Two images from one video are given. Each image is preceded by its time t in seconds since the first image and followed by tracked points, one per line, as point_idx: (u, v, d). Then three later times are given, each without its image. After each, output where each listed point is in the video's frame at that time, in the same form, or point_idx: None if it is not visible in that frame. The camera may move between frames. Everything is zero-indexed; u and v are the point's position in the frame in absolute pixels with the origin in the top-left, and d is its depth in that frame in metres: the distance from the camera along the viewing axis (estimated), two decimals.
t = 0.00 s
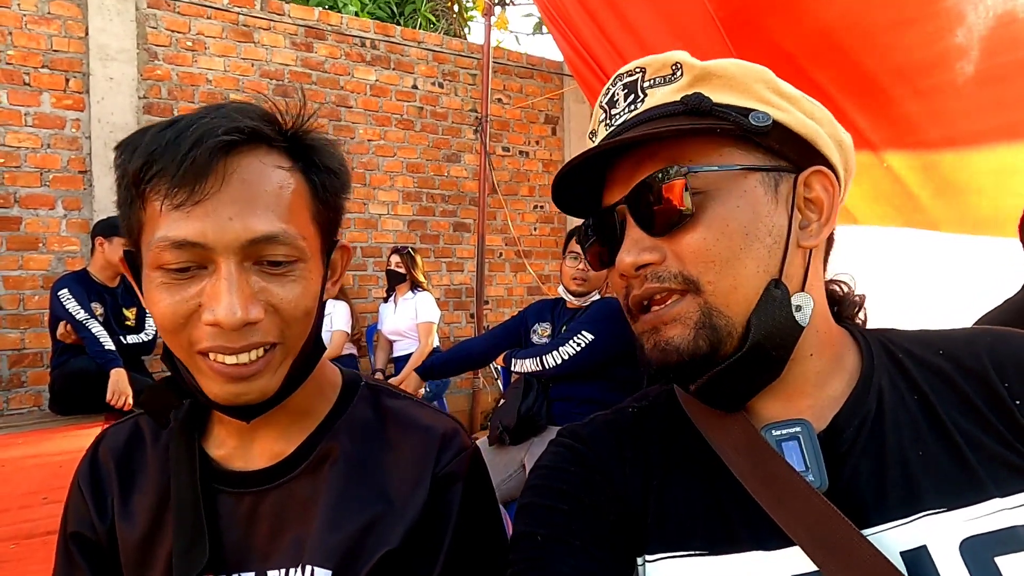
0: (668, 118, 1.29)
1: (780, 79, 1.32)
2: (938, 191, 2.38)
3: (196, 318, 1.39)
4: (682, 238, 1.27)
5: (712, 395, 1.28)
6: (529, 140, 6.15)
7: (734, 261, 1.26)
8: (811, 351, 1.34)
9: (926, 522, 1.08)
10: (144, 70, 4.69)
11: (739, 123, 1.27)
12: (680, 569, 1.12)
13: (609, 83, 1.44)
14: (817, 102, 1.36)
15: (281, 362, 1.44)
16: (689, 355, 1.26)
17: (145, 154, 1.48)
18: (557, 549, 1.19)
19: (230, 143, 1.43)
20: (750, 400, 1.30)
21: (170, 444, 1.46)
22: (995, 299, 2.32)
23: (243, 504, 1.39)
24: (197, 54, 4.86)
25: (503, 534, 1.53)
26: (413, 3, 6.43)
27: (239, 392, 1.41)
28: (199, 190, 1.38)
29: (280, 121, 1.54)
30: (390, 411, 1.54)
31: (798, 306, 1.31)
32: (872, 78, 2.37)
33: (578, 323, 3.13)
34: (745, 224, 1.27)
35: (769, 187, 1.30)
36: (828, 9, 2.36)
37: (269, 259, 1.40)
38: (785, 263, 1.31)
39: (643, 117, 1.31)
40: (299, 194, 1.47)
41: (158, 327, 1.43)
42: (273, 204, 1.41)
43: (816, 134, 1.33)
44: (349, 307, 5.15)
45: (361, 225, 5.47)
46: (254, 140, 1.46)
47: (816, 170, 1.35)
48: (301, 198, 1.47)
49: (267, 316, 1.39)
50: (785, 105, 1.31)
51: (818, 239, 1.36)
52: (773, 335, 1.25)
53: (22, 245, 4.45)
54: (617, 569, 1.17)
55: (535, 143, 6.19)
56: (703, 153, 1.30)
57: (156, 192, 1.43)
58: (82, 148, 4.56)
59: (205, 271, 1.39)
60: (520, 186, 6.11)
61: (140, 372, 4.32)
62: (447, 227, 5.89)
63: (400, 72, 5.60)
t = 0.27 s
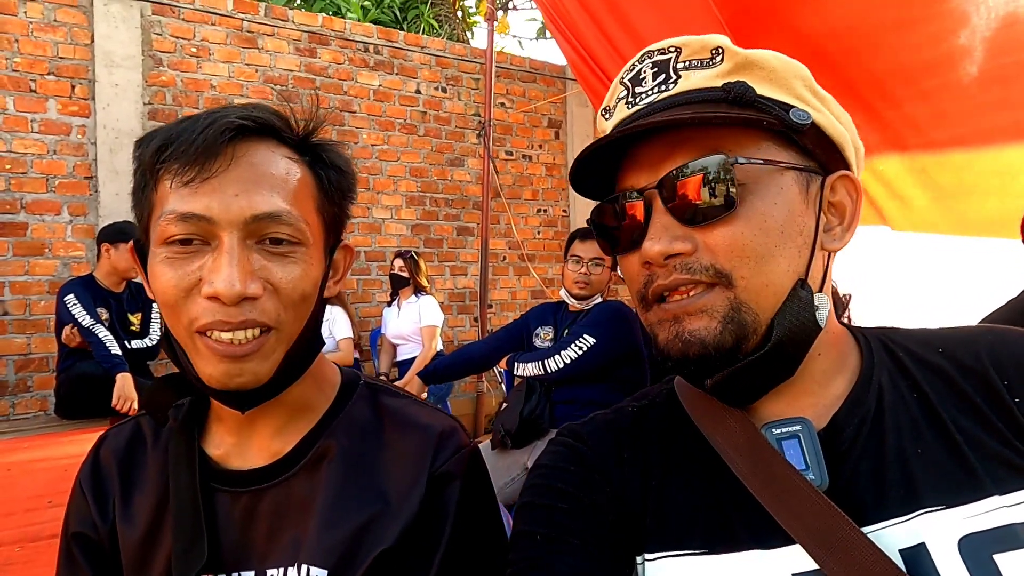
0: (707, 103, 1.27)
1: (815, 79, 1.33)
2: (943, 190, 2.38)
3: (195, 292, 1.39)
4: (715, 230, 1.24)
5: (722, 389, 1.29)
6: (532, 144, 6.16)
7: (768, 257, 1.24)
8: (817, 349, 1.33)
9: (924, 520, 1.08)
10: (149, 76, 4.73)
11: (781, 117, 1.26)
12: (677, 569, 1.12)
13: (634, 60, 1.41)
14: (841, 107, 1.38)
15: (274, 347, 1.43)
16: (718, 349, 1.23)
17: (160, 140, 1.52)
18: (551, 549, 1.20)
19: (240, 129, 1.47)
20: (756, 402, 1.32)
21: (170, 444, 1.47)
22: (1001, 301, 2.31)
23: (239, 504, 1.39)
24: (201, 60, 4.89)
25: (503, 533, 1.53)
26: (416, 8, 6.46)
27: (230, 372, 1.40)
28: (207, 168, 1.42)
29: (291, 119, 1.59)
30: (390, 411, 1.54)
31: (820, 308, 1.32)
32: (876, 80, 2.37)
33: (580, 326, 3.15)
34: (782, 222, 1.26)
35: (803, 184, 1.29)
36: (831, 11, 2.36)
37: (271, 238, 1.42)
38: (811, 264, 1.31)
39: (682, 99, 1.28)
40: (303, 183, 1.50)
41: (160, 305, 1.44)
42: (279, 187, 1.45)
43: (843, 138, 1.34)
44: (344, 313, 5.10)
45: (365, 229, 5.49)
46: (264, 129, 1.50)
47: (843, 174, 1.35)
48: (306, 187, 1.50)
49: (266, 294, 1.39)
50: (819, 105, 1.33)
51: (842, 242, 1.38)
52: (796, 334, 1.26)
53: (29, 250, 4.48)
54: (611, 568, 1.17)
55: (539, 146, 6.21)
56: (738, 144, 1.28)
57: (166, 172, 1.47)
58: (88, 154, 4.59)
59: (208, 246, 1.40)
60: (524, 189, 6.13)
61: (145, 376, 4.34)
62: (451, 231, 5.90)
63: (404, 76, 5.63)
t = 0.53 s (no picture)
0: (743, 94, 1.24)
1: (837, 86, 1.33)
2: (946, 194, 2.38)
3: (216, 288, 1.40)
4: (750, 219, 1.21)
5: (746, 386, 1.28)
6: (534, 151, 6.19)
7: (801, 252, 1.22)
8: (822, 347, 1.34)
9: (925, 520, 1.08)
10: (153, 84, 4.76)
11: (815, 116, 1.25)
12: (678, 569, 1.13)
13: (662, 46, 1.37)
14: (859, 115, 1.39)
15: (287, 342, 1.44)
16: (752, 340, 1.21)
17: (187, 140, 1.54)
18: (552, 549, 1.21)
19: (265, 132, 1.50)
20: (777, 397, 1.32)
21: (181, 441, 1.48)
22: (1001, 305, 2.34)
23: (249, 499, 1.40)
24: (205, 67, 4.92)
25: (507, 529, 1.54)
26: (419, 16, 6.50)
27: (245, 366, 1.41)
28: (233, 168, 1.44)
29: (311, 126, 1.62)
30: (395, 409, 1.55)
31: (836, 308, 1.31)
32: (876, 85, 2.38)
33: (580, 331, 3.17)
34: (813, 220, 1.24)
35: (830, 183, 1.28)
36: (833, 15, 2.39)
37: (290, 238, 1.44)
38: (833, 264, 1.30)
39: (717, 88, 1.25)
40: (322, 188, 1.52)
41: (180, 299, 1.46)
42: (301, 190, 1.47)
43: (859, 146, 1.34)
44: (350, 318, 5.17)
45: (367, 235, 5.51)
46: (286, 134, 1.53)
47: (860, 179, 1.35)
48: (324, 192, 1.52)
49: (283, 292, 1.40)
50: (841, 110, 1.32)
51: (857, 245, 1.37)
52: (821, 332, 1.25)
53: (33, 256, 4.50)
54: (610, 568, 1.18)
55: (540, 153, 6.23)
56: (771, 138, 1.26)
57: (191, 171, 1.48)
58: (91, 160, 4.61)
59: (230, 243, 1.42)
60: (525, 196, 6.15)
61: (148, 382, 4.35)
62: (453, 237, 5.92)
63: (406, 84, 5.66)
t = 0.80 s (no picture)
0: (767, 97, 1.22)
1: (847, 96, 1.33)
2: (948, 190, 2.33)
3: (210, 286, 1.39)
4: (776, 216, 1.20)
5: (766, 386, 1.26)
6: (534, 145, 6.16)
7: (823, 251, 1.21)
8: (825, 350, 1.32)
9: (924, 524, 1.08)
10: (151, 77, 4.73)
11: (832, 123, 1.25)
12: (677, 571, 1.12)
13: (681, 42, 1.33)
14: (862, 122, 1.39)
15: (281, 343, 1.43)
16: (777, 340, 1.19)
17: (182, 136, 1.53)
18: (552, 550, 1.20)
19: (262, 130, 1.49)
20: (787, 397, 1.29)
21: (175, 442, 1.47)
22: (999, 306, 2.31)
23: (244, 500, 1.40)
24: (203, 61, 4.90)
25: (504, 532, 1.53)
26: (419, 9, 6.47)
27: (236, 363, 1.40)
28: (228, 165, 1.43)
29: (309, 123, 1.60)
30: (392, 409, 1.54)
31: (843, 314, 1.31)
32: (876, 81, 2.38)
33: (579, 327, 3.16)
34: (830, 222, 1.23)
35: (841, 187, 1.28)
36: (834, 13, 2.41)
37: (285, 237, 1.43)
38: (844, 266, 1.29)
39: (736, 88, 1.21)
40: (319, 186, 1.51)
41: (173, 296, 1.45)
42: (297, 188, 1.45)
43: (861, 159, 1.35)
44: (352, 313, 5.18)
45: (366, 230, 5.50)
46: (284, 131, 1.51)
47: (861, 189, 1.35)
48: (322, 190, 1.51)
49: (278, 290, 1.40)
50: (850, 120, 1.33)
51: (862, 251, 1.36)
52: (836, 335, 1.25)
53: (31, 250, 4.49)
54: (610, 570, 1.17)
55: (540, 148, 6.21)
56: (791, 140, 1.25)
57: (186, 168, 1.48)
58: (90, 154, 4.60)
59: (225, 241, 1.41)
60: (525, 191, 6.13)
61: (147, 377, 4.35)
62: (452, 232, 5.91)
63: (406, 78, 5.63)
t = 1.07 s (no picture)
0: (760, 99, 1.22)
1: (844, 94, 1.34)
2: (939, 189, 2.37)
3: (202, 301, 1.39)
4: (771, 220, 1.20)
5: (761, 388, 1.26)
6: (527, 141, 6.16)
7: (820, 252, 1.22)
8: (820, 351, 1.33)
9: (917, 525, 1.09)
10: (143, 71, 4.70)
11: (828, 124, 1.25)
12: (673, 570, 1.12)
13: (674, 40, 1.32)
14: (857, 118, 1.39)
15: (276, 352, 1.42)
16: (774, 341, 1.20)
17: (168, 140, 1.51)
18: (549, 549, 1.19)
19: (249, 133, 1.47)
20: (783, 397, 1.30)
21: (170, 442, 1.46)
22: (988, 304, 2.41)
23: (241, 502, 1.39)
24: (195, 55, 4.86)
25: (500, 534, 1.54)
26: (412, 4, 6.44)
27: (234, 375, 1.40)
28: (215, 173, 1.41)
29: (299, 119, 1.58)
30: (390, 411, 1.54)
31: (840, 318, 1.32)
32: (870, 80, 2.37)
33: (573, 324, 3.16)
34: (827, 223, 1.23)
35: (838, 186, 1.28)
36: (828, 10, 2.37)
37: (277, 246, 1.41)
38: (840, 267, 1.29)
39: (735, 88, 1.21)
40: (311, 188, 1.49)
41: (165, 305, 1.44)
42: (287, 194, 1.44)
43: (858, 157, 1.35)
44: (348, 309, 5.17)
45: (360, 226, 5.48)
46: (272, 132, 1.49)
47: (857, 187, 1.35)
48: (314, 192, 1.49)
49: (271, 303, 1.39)
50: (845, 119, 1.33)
51: (858, 250, 1.37)
52: (832, 335, 1.26)
53: (21, 246, 4.45)
54: (606, 568, 1.17)
55: (534, 144, 6.20)
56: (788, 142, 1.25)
57: (173, 175, 1.46)
58: (80, 149, 4.56)
59: (215, 253, 1.40)
60: (519, 187, 6.12)
61: (139, 373, 4.33)
62: (446, 228, 5.90)
63: (399, 73, 5.61)
